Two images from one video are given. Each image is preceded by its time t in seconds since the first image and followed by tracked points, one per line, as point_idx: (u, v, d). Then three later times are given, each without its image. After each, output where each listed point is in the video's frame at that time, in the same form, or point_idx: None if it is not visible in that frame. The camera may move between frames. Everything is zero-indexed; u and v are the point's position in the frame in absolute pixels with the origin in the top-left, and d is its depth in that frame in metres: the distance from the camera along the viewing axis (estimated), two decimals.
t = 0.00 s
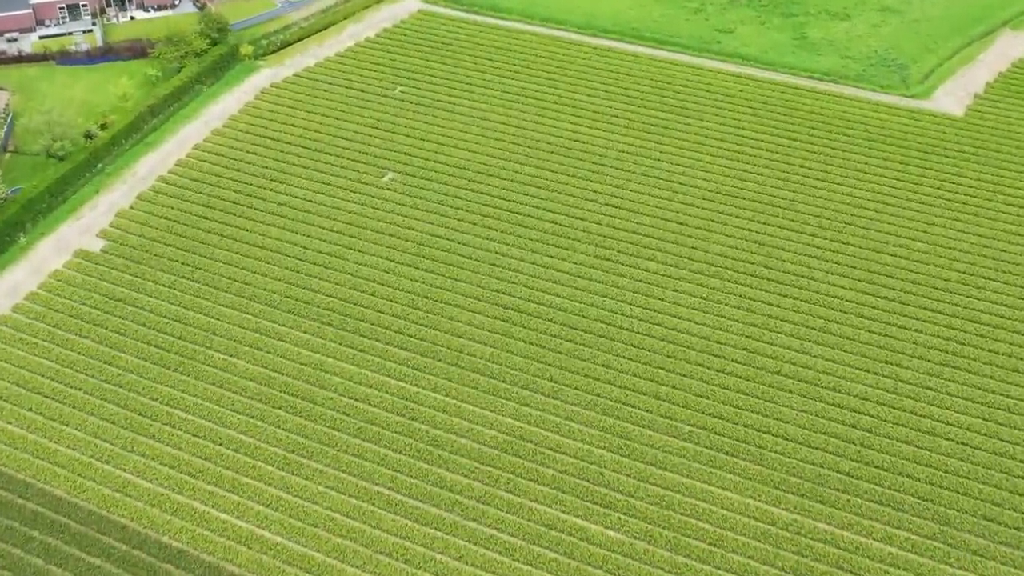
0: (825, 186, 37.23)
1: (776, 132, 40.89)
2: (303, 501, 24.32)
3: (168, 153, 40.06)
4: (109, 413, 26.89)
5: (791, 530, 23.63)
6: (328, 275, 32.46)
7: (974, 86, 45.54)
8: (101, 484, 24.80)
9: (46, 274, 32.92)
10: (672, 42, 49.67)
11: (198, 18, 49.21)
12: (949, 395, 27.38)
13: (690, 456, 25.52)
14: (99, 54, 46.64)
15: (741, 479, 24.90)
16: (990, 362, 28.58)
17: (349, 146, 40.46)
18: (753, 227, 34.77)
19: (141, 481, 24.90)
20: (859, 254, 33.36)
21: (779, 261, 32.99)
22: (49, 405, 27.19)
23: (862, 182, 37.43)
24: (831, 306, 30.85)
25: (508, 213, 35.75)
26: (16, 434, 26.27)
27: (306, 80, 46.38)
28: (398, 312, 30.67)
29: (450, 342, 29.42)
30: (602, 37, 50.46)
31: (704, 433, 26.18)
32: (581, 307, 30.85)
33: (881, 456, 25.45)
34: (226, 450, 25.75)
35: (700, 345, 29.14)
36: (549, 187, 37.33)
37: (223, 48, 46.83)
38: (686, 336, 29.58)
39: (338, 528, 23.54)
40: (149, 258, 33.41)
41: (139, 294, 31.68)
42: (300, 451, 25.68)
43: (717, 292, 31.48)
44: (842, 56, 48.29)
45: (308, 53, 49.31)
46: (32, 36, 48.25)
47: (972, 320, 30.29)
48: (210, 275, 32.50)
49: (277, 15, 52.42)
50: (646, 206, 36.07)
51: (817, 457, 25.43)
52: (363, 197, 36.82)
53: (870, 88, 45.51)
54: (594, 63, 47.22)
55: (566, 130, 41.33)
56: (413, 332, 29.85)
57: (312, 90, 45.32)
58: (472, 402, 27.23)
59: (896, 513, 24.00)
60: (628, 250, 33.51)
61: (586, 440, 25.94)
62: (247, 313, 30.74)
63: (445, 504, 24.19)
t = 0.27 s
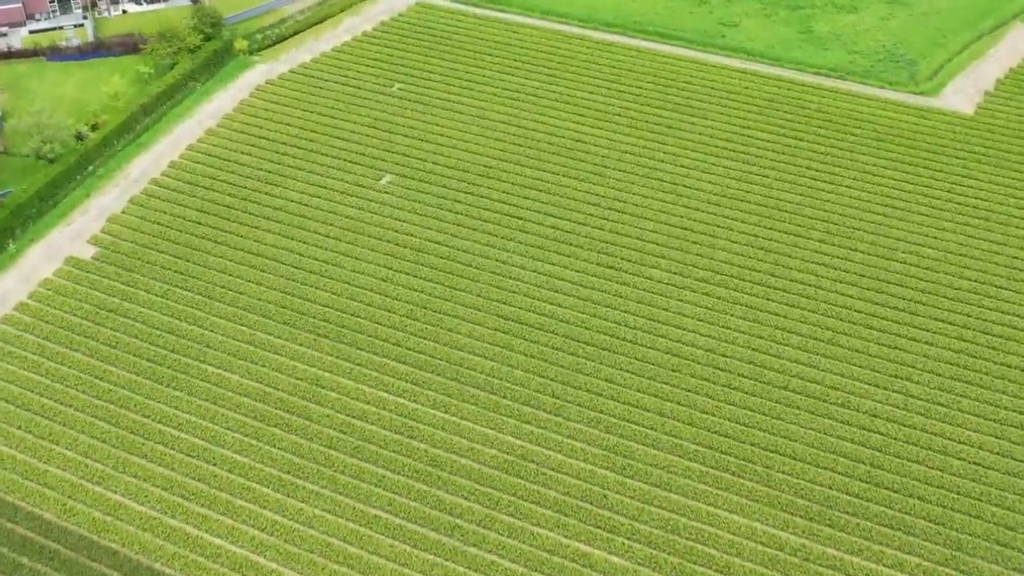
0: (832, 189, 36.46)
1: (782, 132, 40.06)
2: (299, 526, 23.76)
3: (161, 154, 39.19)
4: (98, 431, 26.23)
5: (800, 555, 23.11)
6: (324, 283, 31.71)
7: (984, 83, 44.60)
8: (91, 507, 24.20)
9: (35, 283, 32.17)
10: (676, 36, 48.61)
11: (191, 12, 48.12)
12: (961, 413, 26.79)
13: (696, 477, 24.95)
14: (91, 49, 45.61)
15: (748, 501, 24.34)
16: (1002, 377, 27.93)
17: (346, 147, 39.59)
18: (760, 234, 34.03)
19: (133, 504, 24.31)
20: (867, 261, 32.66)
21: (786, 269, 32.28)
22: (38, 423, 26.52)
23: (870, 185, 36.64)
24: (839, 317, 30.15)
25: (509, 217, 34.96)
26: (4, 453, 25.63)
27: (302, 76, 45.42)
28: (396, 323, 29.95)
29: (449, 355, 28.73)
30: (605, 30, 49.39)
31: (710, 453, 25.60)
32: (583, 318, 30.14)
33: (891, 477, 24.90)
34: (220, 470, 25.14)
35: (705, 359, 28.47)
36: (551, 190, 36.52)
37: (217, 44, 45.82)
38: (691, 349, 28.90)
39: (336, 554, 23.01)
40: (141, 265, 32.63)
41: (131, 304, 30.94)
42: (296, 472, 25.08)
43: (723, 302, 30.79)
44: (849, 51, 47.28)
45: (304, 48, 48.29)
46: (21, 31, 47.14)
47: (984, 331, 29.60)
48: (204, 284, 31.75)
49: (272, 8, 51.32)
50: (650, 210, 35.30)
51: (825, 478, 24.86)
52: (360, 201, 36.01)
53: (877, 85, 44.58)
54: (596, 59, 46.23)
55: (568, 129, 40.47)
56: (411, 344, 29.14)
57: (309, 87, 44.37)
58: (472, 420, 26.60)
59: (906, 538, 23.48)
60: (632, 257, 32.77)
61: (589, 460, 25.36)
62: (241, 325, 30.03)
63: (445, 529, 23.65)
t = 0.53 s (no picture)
0: (840, 194, 35.68)
1: (789, 134, 39.21)
2: (295, 553, 23.24)
3: (154, 156, 38.33)
4: (90, 452, 25.62)
5: None
6: (321, 294, 31.00)
7: (995, 81, 43.66)
8: (83, 533, 23.67)
9: (26, 293, 31.47)
10: (681, 32, 47.58)
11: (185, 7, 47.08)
12: (973, 432, 26.17)
13: (702, 500, 24.38)
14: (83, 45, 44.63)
15: (756, 526, 23.81)
16: (1015, 394, 27.29)
17: (344, 149, 38.73)
18: (766, 241, 33.28)
19: (125, 529, 23.78)
20: (877, 271, 31.92)
21: (794, 279, 31.56)
22: (29, 443, 25.92)
23: (879, 190, 35.85)
24: (848, 330, 29.46)
25: (510, 224, 34.18)
26: None
27: (298, 74, 44.46)
28: (395, 337, 29.26)
29: (449, 370, 28.07)
30: (608, 25, 48.35)
31: (717, 474, 25.02)
32: (587, 331, 29.45)
33: (902, 500, 24.36)
34: (214, 493, 24.57)
35: (711, 374, 27.80)
36: (553, 194, 35.72)
37: (211, 40, 44.83)
38: (697, 363, 28.25)
39: None
40: (133, 275, 31.89)
41: (123, 316, 30.23)
42: (293, 494, 24.53)
43: (729, 314, 30.09)
44: (857, 47, 46.29)
45: (300, 44, 47.27)
46: (12, 26, 46.07)
47: (997, 345, 28.90)
48: (198, 294, 31.03)
49: (268, 2, 50.24)
50: (654, 216, 34.52)
51: (835, 501, 24.30)
52: (358, 206, 35.22)
53: (887, 83, 43.63)
54: (598, 56, 45.27)
55: (570, 131, 39.63)
56: (410, 359, 28.46)
57: (305, 85, 43.45)
58: (473, 438, 25.99)
59: (918, 565, 22.98)
60: (635, 266, 32.04)
61: (593, 483, 24.78)
62: (236, 338, 29.35)
63: (445, 555, 23.14)
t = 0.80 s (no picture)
0: (849, 200, 34.93)
1: (796, 138, 38.44)
2: None
3: (148, 160, 37.51)
4: (82, 475, 25.09)
5: None
6: (318, 306, 30.32)
7: (1006, 80, 42.76)
8: (75, 561, 23.19)
9: (16, 306, 30.81)
10: (685, 28, 46.60)
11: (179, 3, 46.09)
12: (986, 453, 25.59)
13: (708, 526, 23.87)
14: (74, 43, 43.70)
15: (763, 553, 23.31)
16: None
17: (341, 152, 37.94)
18: (773, 250, 32.57)
19: (118, 557, 23.29)
20: (886, 281, 31.22)
21: (801, 290, 30.88)
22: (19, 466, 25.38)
23: (888, 196, 35.11)
24: (856, 345, 28.83)
25: (511, 232, 33.47)
26: None
27: (295, 73, 43.56)
28: (394, 352, 28.61)
29: (449, 388, 27.44)
30: (610, 21, 47.36)
31: (723, 498, 24.48)
32: (590, 346, 28.82)
33: (913, 526, 23.83)
34: (209, 519, 24.07)
35: (717, 392, 27.21)
36: (555, 200, 34.97)
37: (206, 38, 43.91)
38: (703, 380, 27.63)
39: None
40: (126, 286, 31.20)
41: (116, 330, 29.59)
42: (290, 520, 24.02)
43: (735, 328, 29.43)
44: (865, 44, 45.34)
45: (297, 41, 46.30)
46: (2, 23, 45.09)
47: (1010, 360, 28.25)
48: (192, 307, 30.36)
49: None
50: (659, 224, 33.79)
51: (844, 527, 23.78)
52: (355, 213, 34.48)
53: (896, 82, 42.73)
54: (601, 54, 44.38)
55: (572, 134, 38.85)
56: (409, 375, 27.83)
57: (302, 85, 42.57)
58: (474, 460, 25.42)
59: None
60: (639, 277, 31.39)
61: (596, 507, 24.24)
62: (231, 353, 28.70)
63: None
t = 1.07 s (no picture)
0: (857, 208, 34.22)
1: (803, 142, 37.70)
2: None
3: (141, 165, 36.73)
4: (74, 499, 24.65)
5: None
6: (314, 320, 29.68)
7: (1018, 80, 41.88)
8: None
9: (7, 319, 30.15)
10: (689, 25, 45.64)
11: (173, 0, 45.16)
12: (997, 476, 25.10)
13: (713, 554, 23.46)
14: (66, 41, 42.76)
15: None
16: None
17: (339, 156, 37.17)
18: (780, 261, 31.89)
19: None
20: (896, 293, 30.56)
21: (809, 303, 30.23)
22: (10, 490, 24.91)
23: (898, 204, 34.39)
24: (865, 362, 28.22)
25: (513, 242, 32.81)
26: None
27: (291, 73, 42.66)
28: (393, 368, 28.01)
29: (448, 406, 26.87)
30: (613, 18, 46.39)
31: (729, 524, 24.04)
32: (593, 362, 28.23)
33: (923, 553, 23.39)
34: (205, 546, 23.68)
35: (723, 412, 26.67)
36: (557, 208, 34.25)
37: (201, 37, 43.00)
38: (708, 399, 27.08)
39: None
40: (119, 299, 30.55)
41: (108, 345, 28.97)
42: (287, 548, 23.61)
43: (742, 343, 28.82)
44: (874, 42, 44.40)
45: (293, 38, 45.35)
46: None
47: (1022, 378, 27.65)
48: (186, 320, 29.73)
49: None
50: (663, 233, 33.10)
51: (852, 555, 23.37)
52: (353, 221, 33.78)
53: (905, 82, 41.86)
54: (604, 54, 43.51)
55: (575, 138, 38.11)
56: (408, 393, 27.26)
57: (298, 85, 41.72)
58: (474, 484, 24.93)
59: None
60: (643, 289, 30.76)
61: (599, 534, 23.81)
62: (227, 370, 28.10)
63: None
